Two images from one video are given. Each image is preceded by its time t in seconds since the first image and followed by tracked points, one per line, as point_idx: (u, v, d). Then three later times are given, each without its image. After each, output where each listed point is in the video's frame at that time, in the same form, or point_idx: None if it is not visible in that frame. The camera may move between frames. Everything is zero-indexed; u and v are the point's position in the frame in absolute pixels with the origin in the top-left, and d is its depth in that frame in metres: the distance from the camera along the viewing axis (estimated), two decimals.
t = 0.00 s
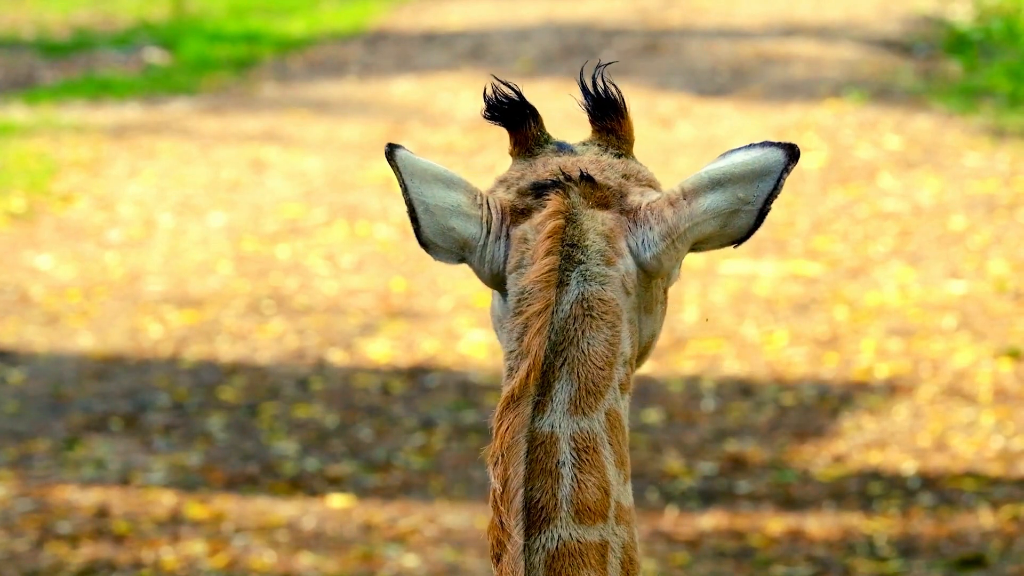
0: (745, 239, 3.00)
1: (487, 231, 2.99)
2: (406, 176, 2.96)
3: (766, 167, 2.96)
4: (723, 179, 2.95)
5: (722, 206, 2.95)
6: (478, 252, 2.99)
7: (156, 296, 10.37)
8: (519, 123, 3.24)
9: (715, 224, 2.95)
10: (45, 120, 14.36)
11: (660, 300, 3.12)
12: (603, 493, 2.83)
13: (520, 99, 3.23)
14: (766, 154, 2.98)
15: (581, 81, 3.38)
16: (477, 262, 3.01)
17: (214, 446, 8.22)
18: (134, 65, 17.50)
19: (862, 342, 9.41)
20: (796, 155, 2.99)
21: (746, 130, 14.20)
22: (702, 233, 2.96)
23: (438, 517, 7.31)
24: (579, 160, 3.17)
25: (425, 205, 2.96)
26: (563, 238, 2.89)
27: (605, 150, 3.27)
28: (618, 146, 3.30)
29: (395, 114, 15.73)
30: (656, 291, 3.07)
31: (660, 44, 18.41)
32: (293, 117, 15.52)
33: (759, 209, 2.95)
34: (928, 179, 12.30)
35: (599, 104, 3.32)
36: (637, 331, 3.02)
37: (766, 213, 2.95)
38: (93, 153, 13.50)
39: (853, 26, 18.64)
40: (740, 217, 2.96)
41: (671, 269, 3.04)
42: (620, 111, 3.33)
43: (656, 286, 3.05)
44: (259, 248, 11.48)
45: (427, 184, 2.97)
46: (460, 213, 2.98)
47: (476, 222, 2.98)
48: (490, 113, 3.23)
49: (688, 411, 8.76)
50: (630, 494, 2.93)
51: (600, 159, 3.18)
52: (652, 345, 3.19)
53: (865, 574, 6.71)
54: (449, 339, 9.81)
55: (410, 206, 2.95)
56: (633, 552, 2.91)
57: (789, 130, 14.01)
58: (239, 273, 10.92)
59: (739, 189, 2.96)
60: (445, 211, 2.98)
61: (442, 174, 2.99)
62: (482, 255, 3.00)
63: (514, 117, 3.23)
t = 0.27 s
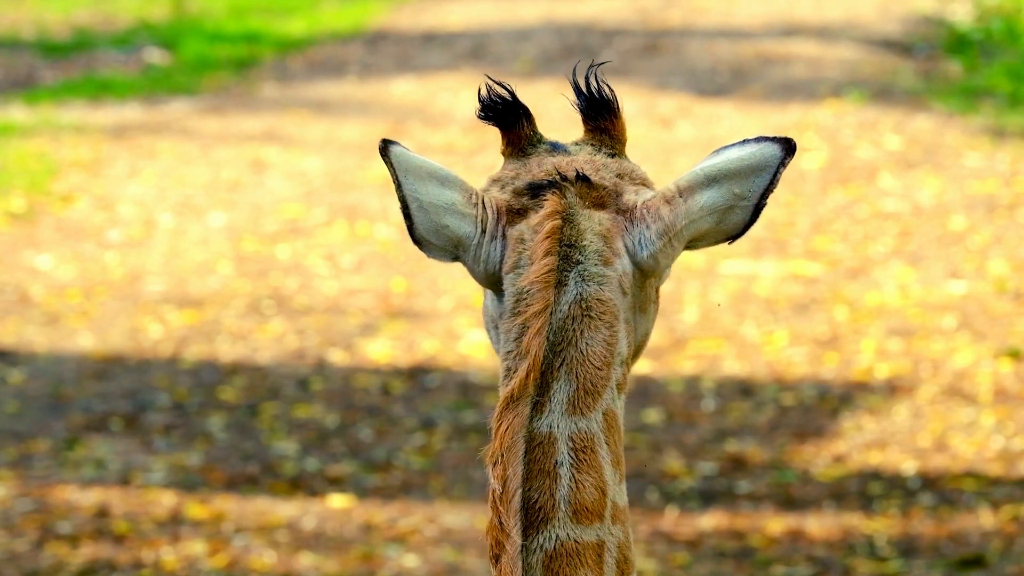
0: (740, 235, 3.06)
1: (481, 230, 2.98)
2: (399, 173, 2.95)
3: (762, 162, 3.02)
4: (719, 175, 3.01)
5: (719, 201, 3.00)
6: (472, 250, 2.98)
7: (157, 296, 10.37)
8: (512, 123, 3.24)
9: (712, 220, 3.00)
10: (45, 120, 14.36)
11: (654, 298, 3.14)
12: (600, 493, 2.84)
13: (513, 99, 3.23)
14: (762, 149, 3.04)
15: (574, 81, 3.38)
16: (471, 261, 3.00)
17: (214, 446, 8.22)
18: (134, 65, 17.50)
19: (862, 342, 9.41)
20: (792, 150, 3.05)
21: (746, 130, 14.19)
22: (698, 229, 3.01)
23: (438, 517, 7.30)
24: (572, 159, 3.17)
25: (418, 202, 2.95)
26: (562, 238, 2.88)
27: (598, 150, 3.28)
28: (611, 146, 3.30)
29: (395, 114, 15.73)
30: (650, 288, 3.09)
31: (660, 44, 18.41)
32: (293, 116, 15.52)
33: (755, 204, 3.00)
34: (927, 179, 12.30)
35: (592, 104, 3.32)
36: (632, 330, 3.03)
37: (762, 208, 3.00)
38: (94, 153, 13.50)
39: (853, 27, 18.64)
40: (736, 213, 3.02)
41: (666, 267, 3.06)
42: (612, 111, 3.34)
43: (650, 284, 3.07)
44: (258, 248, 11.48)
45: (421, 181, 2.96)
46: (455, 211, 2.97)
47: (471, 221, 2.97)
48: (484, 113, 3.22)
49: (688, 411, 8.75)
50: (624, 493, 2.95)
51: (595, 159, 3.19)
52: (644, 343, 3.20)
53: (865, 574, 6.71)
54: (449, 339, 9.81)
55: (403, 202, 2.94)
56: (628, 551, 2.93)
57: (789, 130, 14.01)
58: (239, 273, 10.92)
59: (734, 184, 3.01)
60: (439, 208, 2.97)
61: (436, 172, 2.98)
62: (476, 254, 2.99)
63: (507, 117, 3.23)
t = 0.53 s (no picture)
0: (734, 230, 3.08)
1: (476, 229, 2.97)
2: (393, 172, 2.96)
3: (756, 157, 3.04)
4: (713, 171, 3.03)
5: (714, 198, 3.03)
6: (465, 249, 2.98)
7: (157, 296, 10.37)
8: (505, 124, 3.24)
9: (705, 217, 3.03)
10: (45, 120, 14.37)
11: (647, 296, 3.15)
12: (597, 493, 2.84)
13: (507, 100, 3.23)
14: (756, 143, 3.06)
15: (567, 81, 3.38)
16: (464, 260, 3.00)
17: (215, 446, 8.22)
18: (134, 65, 17.51)
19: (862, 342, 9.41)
20: (785, 144, 3.08)
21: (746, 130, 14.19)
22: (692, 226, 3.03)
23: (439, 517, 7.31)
24: (566, 159, 3.17)
25: (412, 200, 2.95)
26: (559, 237, 2.88)
27: (591, 150, 3.28)
28: (605, 146, 3.31)
29: (395, 114, 15.73)
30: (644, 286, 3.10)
31: (661, 44, 18.42)
32: (294, 116, 15.53)
33: (749, 199, 3.02)
34: (927, 179, 12.30)
35: (585, 104, 3.33)
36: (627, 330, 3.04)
37: (756, 203, 3.03)
38: (94, 153, 13.50)
39: (853, 27, 18.64)
40: (730, 208, 3.04)
41: (660, 266, 3.08)
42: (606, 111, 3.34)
43: (644, 283, 3.08)
44: (258, 248, 11.49)
45: (415, 179, 2.96)
46: (449, 210, 2.97)
47: (465, 220, 2.97)
48: (478, 113, 3.22)
49: (688, 411, 8.75)
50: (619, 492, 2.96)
51: (588, 159, 3.19)
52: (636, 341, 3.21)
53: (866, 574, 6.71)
54: (449, 339, 9.81)
55: (396, 200, 2.94)
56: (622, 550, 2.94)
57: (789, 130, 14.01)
58: (239, 273, 10.92)
59: (729, 180, 3.04)
60: (433, 207, 2.97)
61: (431, 171, 2.99)
62: (470, 253, 2.98)
63: (501, 117, 3.23)
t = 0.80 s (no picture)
0: (727, 226, 3.11)
1: (470, 228, 2.97)
2: (386, 168, 2.94)
3: (749, 152, 3.08)
4: (706, 167, 3.06)
5: (709, 194, 3.06)
6: (458, 247, 2.98)
7: (157, 296, 10.37)
8: (498, 123, 3.24)
9: (700, 213, 3.06)
10: (45, 120, 14.36)
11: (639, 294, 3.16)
12: (592, 492, 2.85)
13: (501, 99, 3.23)
14: (749, 138, 3.09)
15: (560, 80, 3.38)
16: (458, 259, 3.00)
17: (215, 446, 8.22)
18: (134, 65, 17.51)
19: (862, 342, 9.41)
20: (778, 138, 3.11)
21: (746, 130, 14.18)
22: (688, 222, 3.06)
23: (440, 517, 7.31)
24: (559, 158, 3.17)
25: (405, 197, 2.94)
26: (555, 236, 2.88)
27: (585, 150, 3.28)
28: (598, 146, 3.31)
29: (395, 114, 15.72)
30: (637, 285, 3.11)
31: (661, 44, 18.42)
32: (294, 117, 15.53)
33: (742, 195, 3.06)
34: (928, 179, 12.30)
35: (578, 103, 3.33)
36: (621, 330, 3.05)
37: (750, 197, 3.07)
38: (94, 153, 13.50)
39: (853, 26, 18.63)
40: (723, 204, 3.08)
41: (654, 264, 3.09)
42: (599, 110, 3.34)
43: (637, 281, 3.09)
44: (258, 249, 11.48)
45: (409, 176, 2.95)
46: (443, 208, 2.96)
47: (459, 218, 2.96)
48: (472, 113, 3.22)
49: (688, 411, 8.75)
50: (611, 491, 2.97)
51: (582, 158, 3.19)
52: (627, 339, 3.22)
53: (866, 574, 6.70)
54: (449, 339, 9.81)
55: (389, 197, 2.93)
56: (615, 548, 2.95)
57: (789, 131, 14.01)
58: (240, 273, 10.92)
59: (722, 176, 3.07)
60: (427, 205, 2.96)
61: (426, 169, 2.97)
62: (464, 252, 2.98)
63: (494, 117, 3.23)
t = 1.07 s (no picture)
0: (719, 222, 3.12)
1: (463, 227, 2.96)
2: (379, 167, 2.93)
3: (740, 147, 3.08)
4: (698, 163, 3.06)
5: (700, 190, 3.06)
6: (452, 246, 2.97)
7: (158, 296, 10.37)
8: (491, 123, 3.24)
9: (691, 210, 3.06)
10: (45, 120, 14.36)
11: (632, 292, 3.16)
12: (587, 490, 2.85)
13: (493, 100, 3.23)
14: (740, 133, 3.09)
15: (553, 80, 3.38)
16: (452, 258, 2.99)
17: (215, 446, 8.22)
18: (135, 65, 17.51)
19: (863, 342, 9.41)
20: (769, 132, 3.12)
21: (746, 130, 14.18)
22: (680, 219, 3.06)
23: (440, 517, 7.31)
24: (552, 158, 3.17)
25: (398, 196, 2.94)
26: (548, 235, 2.88)
27: (577, 150, 3.29)
28: (591, 146, 3.32)
29: (395, 114, 15.72)
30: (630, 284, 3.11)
31: (661, 44, 18.42)
32: (294, 116, 15.53)
33: (734, 189, 3.06)
34: (928, 179, 12.30)
35: (571, 103, 3.33)
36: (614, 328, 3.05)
37: (741, 193, 3.07)
38: (94, 153, 13.50)
39: (854, 26, 18.63)
40: (715, 200, 3.08)
41: (647, 262, 3.09)
42: (591, 108, 3.34)
43: (630, 280, 3.09)
44: (259, 249, 11.48)
45: (402, 175, 2.94)
46: (436, 207, 2.96)
47: (452, 217, 2.96)
48: (465, 112, 3.22)
49: (689, 411, 8.75)
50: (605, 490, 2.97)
51: (575, 157, 3.19)
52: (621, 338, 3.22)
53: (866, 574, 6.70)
54: (449, 339, 9.81)
55: (383, 196, 2.92)
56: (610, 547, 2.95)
57: (790, 131, 14.01)
58: (240, 273, 10.92)
59: (714, 172, 3.07)
60: (420, 204, 2.95)
61: (420, 167, 2.96)
62: (458, 251, 2.98)
63: (488, 117, 3.23)
